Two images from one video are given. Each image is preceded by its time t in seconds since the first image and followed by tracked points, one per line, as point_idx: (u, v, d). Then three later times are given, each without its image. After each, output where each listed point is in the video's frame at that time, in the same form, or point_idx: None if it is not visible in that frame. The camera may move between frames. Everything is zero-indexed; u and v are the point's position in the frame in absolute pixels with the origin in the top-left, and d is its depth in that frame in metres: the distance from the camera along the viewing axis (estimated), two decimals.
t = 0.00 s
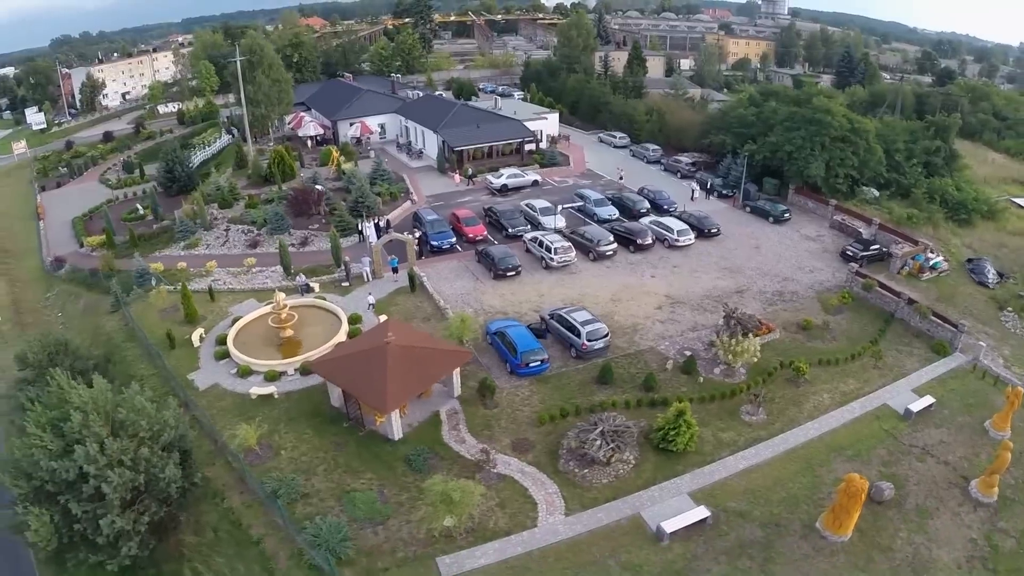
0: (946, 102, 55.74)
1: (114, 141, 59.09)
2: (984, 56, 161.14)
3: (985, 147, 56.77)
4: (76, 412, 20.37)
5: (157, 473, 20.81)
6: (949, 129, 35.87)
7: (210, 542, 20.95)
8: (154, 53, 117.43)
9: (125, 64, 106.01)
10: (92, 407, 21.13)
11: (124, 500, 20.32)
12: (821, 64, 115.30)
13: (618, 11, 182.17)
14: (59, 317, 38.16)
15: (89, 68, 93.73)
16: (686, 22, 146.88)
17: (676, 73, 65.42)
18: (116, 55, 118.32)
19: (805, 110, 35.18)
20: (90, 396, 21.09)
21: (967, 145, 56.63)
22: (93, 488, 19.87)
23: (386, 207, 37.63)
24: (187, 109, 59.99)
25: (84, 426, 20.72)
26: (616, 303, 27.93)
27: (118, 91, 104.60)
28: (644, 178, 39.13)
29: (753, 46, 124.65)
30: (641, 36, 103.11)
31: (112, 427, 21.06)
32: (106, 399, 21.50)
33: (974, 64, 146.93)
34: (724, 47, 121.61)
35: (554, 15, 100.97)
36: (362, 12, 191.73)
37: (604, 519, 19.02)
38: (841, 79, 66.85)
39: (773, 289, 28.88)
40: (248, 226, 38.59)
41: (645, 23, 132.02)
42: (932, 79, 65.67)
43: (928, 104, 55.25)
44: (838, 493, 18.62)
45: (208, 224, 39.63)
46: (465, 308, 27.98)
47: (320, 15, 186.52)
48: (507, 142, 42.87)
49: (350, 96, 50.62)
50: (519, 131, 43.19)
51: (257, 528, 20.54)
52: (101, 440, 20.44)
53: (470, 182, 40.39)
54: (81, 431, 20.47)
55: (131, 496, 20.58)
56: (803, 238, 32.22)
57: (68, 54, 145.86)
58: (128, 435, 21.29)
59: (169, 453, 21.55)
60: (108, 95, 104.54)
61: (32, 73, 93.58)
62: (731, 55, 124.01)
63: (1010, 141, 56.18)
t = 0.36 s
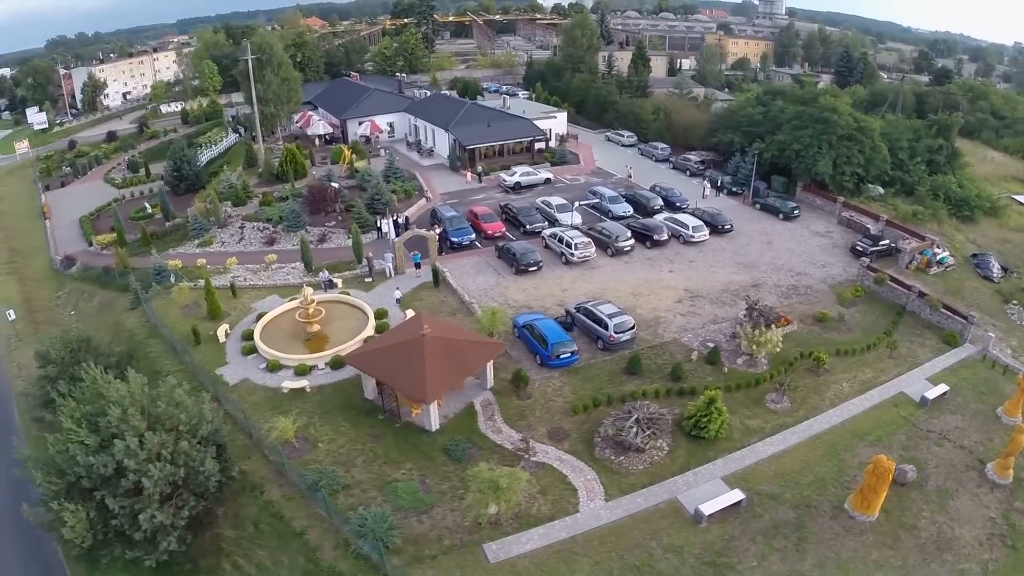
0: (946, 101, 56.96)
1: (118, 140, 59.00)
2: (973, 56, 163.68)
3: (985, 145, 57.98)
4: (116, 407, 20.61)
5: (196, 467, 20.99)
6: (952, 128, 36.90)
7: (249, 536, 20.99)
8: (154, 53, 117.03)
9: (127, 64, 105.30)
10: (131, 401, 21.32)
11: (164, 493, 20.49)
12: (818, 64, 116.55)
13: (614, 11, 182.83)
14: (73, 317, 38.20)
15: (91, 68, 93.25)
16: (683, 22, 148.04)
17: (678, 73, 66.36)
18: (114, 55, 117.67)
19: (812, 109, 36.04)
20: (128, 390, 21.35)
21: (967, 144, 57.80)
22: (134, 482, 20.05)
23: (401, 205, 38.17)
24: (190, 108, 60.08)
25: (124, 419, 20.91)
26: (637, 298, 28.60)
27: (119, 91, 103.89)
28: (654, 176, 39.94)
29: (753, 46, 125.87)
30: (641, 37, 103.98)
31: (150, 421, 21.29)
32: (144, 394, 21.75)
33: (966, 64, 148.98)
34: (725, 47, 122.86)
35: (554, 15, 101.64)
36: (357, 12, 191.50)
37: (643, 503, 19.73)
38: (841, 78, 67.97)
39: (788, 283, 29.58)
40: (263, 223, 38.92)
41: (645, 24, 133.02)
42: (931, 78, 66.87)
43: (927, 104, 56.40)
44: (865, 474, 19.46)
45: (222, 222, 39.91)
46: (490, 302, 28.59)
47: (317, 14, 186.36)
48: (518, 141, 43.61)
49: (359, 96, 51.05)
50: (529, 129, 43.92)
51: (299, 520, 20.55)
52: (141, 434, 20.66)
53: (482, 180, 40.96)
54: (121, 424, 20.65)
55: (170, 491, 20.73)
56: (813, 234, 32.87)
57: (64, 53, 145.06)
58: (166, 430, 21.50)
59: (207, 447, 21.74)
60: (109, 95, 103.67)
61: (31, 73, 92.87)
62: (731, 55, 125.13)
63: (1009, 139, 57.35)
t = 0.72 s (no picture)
0: (945, 100, 58.07)
1: (121, 140, 58.85)
2: (962, 56, 166.19)
3: (983, 144, 59.12)
4: (155, 401, 20.73)
5: (236, 460, 21.09)
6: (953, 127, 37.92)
7: (289, 527, 21.14)
8: (154, 53, 116.57)
9: (127, 63, 104.41)
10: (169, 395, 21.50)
11: (204, 487, 20.61)
12: (815, 63, 117.85)
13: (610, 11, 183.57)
14: (87, 316, 38.23)
15: (92, 68, 92.65)
16: (682, 22, 149.14)
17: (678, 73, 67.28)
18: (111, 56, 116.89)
19: (818, 108, 36.85)
20: (166, 385, 21.47)
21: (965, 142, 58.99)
22: (175, 476, 20.21)
23: (415, 202, 38.71)
24: (193, 108, 60.27)
25: (163, 413, 21.08)
26: (657, 292, 29.28)
27: (120, 91, 103.11)
28: (663, 174, 40.77)
29: (752, 45, 127.12)
30: (640, 37, 104.70)
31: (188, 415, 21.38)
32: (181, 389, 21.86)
33: (962, 64, 150.44)
34: (724, 48, 124.13)
35: (553, 15, 102.26)
36: (353, 13, 191.45)
37: (679, 488, 20.45)
38: (839, 78, 69.02)
39: (800, 278, 30.33)
40: (278, 220, 39.18)
41: (642, 24, 133.94)
42: (928, 78, 68.00)
43: (927, 103, 57.47)
44: (889, 456, 20.31)
45: (236, 219, 40.14)
46: (514, 296, 29.18)
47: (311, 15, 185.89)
48: (527, 139, 44.36)
49: (366, 95, 51.39)
50: (539, 128, 44.65)
51: (340, 511, 20.59)
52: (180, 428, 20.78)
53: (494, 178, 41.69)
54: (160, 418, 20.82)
55: (210, 485, 20.85)
56: (821, 230, 33.67)
57: (58, 54, 144.15)
58: (205, 424, 21.60)
59: (245, 441, 21.83)
60: (109, 95, 102.68)
61: (29, 73, 92.44)
62: (730, 54, 126.14)
63: (1008, 138, 58.51)
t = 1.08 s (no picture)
0: (938, 98, 59.40)
1: (120, 141, 58.64)
2: (948, 56, 168.38)
3: (977, 140, 60.51)
4: (193, 398, 20.75)
5: (274, 455, 21.37)
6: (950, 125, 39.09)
7: (329, 521, 21.38)
8: (150, 53, 115.66)
9: (122, 64, 103.46)
10: (205, 391, 21.66)
11: (244, 482, 20.85)
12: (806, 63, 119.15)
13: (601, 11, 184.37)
14: (98, 317, 38.27)
15: (87, 69, 92.04)
16: (674, 22, 150.33)
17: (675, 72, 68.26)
18: (104, 57, 115.91)
19: (820, 106, 37.76)
20: (201, 381, 21.46)
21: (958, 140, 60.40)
22: (216, 473, 20.42)
23: (426, 200, 39.20)
24: (192, 108, 60.32)
25: (200, 409, 21.24)
26: (673, 286, 30.04)
27: (116, 92, 102.15)
28: (668, 172, 41.59)
29: (745, 45, 127.77)
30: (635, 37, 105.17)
31: (225, 411, 21.42)
32: (216, 384, 21.86)
33: (951, 62, 152.73)
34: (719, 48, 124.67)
35: (547, 15, 102.62)
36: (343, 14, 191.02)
37: (711, 473, 21.23)
38: (833, 77, 70.14)
39: (809, 272, 31.18)
40: (289, 219, 39.46)
41: (635, 24, 134.35)
42: (921, 76, 69.38)
43: (921, 101, 58.78)
44: (909, 439, 21.21)
45: (247, 219, 40.40)
46: (534, 292, 29.75)
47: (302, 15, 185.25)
48: (533, 138, 44.99)
49: (369, 96, 51.68)
50: (544, 127, 45.30)
51: (380, 504, 20.84)
52: (218, 424, 20.88)
53: (502, 177, 42.38)
54: (197, 414, 20.98)
55: (249, 480, 21.14)
56: (827, 226, 34.61)
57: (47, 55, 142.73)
58: (241, 419, 21.65)
59: (282, 436, 22.11)
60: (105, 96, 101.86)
61: (23, 74, 91.84)
62: (724, 54, 127.34)
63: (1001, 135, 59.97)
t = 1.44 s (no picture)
0: (929, 95, 60.83)
1: (115, 143, 58.65)
2: (932, 53, 170.51)
3: (968, 136, 62.09)
4: (231, 393, 20.99)
5: (311, 449, 21.68)
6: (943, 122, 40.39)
7: (366, 514, 21.56)
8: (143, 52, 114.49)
9: (114, 66, 102.26)
10: (240, 387, 21.88)
11: (282, 476, 21.10)
12: (796, 61, 120.35)
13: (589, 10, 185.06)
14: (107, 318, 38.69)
15: (78, 71, 91.34)
16: (663, 21, 151.60)
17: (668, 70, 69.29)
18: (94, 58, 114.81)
19: (819, 104, 38.94)
20: (237, 377, 21.71)
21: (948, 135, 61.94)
22: (256, 467, 20.69)
23: (434, 198, 39.84)
24: (187, 109, 60.47)
25: (236, 405, 21.43)
26: (686, 279, 30.85)
27: (109, 94, 101.25)
28: (670, 169, 42.45)
29: (737, 44, 128.04)
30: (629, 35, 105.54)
31: (261, 406, 21.71)
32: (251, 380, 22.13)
33: (937, 60, 155.26)
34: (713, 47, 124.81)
35: (538, 15, 103.01)
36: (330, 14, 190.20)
37: (738, 457, 22.14)
38: (824, 74, 71.24)
39: (815, 265, 32.15)
40: (298, 218, 39.82)
41: (626, 23, 134.83)
42: (911, 74, 70.86)
43: (912, 99, 60.20)
44: (924, 420, 22.23)
45: (254, 218, 40.69)
46: (551, 286, 30.35)
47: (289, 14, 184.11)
48: (536, 136, 45.54)
49: (369, 95, 52.00)
50: (547, 125, 45.86)
51: (419, 494, 21.18)
52: (257, 419, 21.16)
53: (507, 174, 43.00)
54: (235, 410, 21.18)
55: (287, 474, 21.47)
56: (829, 220, 35.71)
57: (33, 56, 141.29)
58: (277, 414, 21.97)
59: (316, 430, 22.43)
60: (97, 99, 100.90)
61: (13, 76, 91.48)
62: (716, 53, 128.57)
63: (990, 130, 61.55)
